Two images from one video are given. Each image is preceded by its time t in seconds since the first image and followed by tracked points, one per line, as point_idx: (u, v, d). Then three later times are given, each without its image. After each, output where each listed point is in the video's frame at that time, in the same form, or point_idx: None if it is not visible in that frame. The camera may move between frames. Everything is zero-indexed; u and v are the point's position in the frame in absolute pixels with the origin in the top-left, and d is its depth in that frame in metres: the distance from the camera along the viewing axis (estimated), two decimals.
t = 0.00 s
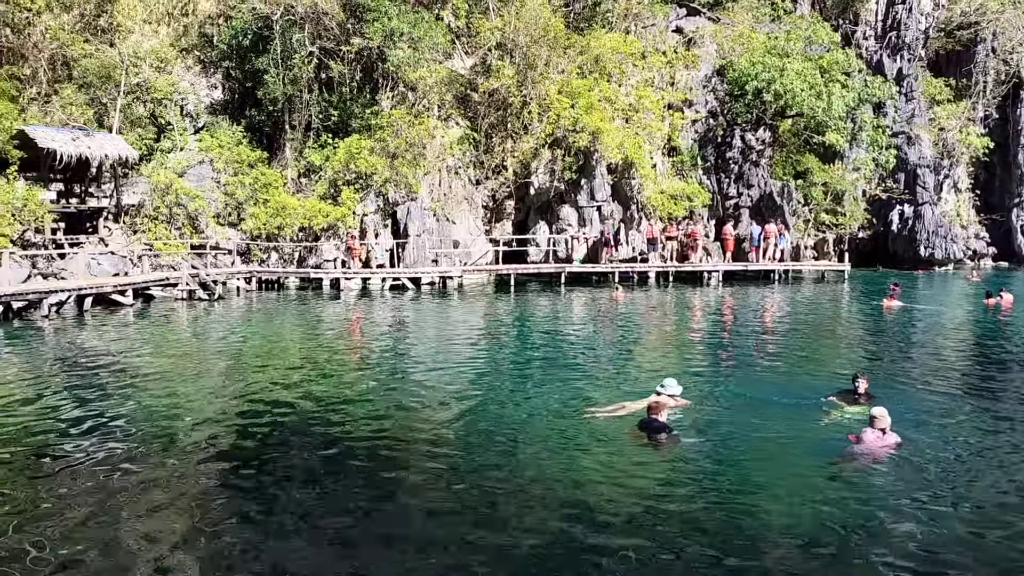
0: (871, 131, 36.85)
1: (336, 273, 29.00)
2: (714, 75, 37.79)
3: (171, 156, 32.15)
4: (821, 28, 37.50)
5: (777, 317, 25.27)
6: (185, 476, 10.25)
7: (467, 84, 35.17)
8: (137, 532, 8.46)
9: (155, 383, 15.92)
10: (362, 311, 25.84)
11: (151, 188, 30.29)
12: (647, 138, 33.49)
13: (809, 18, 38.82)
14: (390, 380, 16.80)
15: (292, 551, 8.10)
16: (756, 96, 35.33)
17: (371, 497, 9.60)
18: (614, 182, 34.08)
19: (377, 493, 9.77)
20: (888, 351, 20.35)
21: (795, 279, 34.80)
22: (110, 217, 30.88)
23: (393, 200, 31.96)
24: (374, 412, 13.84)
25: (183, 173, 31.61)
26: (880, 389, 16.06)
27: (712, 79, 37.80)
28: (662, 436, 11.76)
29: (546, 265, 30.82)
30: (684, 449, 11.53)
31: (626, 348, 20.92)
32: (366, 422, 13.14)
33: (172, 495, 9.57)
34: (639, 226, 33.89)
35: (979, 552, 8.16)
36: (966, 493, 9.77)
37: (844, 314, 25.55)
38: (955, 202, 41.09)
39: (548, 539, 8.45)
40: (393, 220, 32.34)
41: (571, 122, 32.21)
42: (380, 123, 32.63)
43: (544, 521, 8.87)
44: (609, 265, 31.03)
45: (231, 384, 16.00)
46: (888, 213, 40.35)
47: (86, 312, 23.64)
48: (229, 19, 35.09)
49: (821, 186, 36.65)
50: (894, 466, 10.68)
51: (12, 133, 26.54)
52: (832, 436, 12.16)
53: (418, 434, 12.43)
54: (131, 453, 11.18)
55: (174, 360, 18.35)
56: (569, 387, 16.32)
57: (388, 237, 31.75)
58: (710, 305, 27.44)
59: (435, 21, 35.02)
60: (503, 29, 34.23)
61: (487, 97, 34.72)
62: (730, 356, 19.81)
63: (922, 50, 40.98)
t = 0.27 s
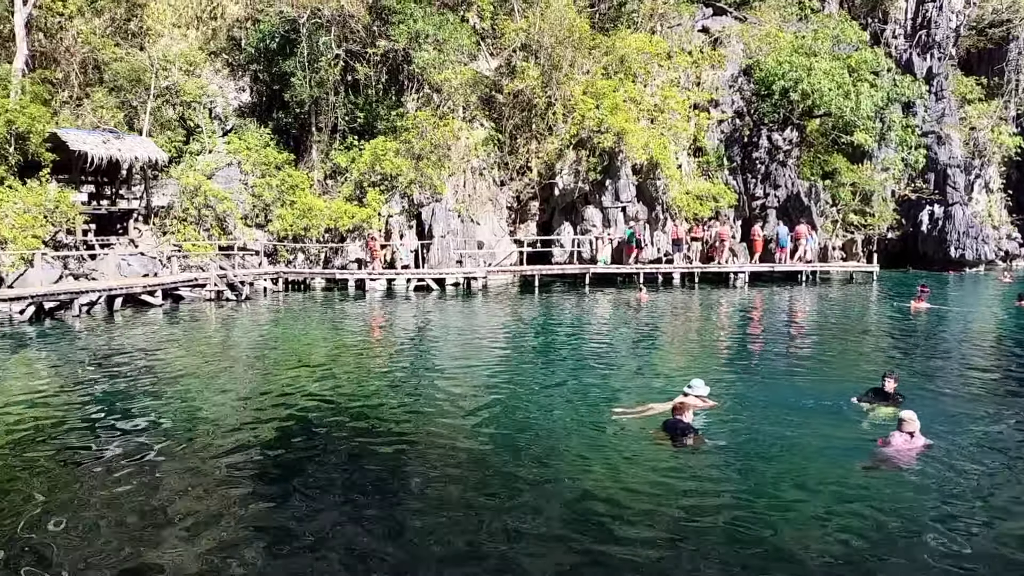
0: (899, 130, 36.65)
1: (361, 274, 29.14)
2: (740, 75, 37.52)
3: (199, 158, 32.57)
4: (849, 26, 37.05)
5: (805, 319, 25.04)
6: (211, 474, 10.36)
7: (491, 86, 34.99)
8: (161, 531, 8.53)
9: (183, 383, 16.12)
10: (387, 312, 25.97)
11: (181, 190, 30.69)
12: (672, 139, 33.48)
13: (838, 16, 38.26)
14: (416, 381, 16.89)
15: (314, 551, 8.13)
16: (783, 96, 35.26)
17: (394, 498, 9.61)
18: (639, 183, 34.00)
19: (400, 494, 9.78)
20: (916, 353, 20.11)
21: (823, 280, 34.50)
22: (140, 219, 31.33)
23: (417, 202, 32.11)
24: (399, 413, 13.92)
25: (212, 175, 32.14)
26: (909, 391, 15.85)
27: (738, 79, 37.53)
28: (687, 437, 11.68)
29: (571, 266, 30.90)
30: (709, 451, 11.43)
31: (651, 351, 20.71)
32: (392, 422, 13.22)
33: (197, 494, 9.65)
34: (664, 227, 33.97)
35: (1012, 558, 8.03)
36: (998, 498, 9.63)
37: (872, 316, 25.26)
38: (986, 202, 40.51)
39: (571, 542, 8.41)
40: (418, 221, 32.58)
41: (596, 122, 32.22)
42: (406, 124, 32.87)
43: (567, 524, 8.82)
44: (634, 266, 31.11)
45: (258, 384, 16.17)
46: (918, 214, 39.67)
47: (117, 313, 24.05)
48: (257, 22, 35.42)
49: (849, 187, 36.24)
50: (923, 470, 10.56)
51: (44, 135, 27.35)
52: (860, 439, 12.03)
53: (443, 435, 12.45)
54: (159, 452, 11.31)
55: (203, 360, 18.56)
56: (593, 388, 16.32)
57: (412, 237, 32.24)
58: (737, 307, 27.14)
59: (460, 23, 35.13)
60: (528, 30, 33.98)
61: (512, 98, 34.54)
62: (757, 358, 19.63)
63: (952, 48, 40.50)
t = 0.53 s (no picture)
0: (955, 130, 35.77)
1: (405, 274, 29.29)
2: (789, 73, 36.92)
3: (249, 160, 33.12)
4: (901, 23, 36.27)
5: (854, 321, 24.55)
6: (256, 469, 10.60)
7: (536, 86, 35.21)
8: (204, 522, 8.79)
9: (232, 380, 16.46)
10: (430, 312, 26.24)
11: (231, 192, 31.25)
12: (718, 138, 33.16)
13: (889, 13, 37.44)
14: (458, 381, 17.00)
15: (353, 545, 8.30)
16: (833, 95, 34.59)
17: (433, 495, 9.75)
18: (684, 184, 33.64)
19: (439, 490, 9.91)
20: (972, 358, 19.41)
21: (873, 282, 33.84)
22: (192, 220, 32.14)
23: (461, 203, 32.39)
24: (440, 412, 14.01)
25: (261, 178, 32.50)
26: (962, 397, 15.39)
27: (787, 78, 36.96)
28: (732, 443, 11.52)
29: (615, 268, 30.53)
30: (750, 454, 11.34)
31: (695, 352, 20.55)
32: (434, 422, 13.31)
33: (240, 487, 9.90)
34: (710, 227, 33.71)
35: None
36: None
37: (925, 319, 24.59)
38: None
39: (606, 541, 8.44)
40: (462, 221, 32.62)
41: (641, 122, 32.07)
42: (451, 125, 33.13)
43: (603, 523, 8.85)
44: (679, 267, 30.96)
45: (304, 382, 16.43)
46: (974, 214, 38.80)
47: (168, 312, 24.52)
48: (305, 25, 35.83)
49: (901, 187, 35.31)
50: (976, 477, 10.29)
51: (99, 138, 28.49)
52: (909, 445, 11.77)
53: (483, 433, 12.56)
54: (205, 446, 11.62)
55: (251, 358, 18.96)
56: (636, 390, 16.23)
57: (456, 238, 31.80)
58: (784, 309, 26.70)
59: (505, 24, 35.21)
60: (573, 30, 34.39)
61: (557, 98, 34.65)
62: (804, 362, 19.22)
63: (1010, 44, 39.32)
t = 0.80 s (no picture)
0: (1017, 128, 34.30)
1: (454, 275, 29.50)
2: (844, 71, 36.20)
3: (302, 163, 33.61)
4: (961, 19, 35.31)
5: (910, 325, 23.93)
6: (307, 463, 10.82)
7: (586, 87, 35.20)
8: (249, 512, 8.98)
9: (285, 379, 16.82)
10: (477, 312, 26.44)
11: (284, 194, 31.84)
12: (771, 137, 32.67)
13: (949, 9, 36.49)
14: (506, 381, 17.11)
15: (395, 534, 8.40)
16: (889, 93, 34.10)
17: (475, 490, 9.80)
18: (736, 184, 33.23)
19: (482, 485, 9.97)
20: None
21: (932, 284, 33.00)
22: (246, 221, 32.92)
23: (510, 204, 32.60)
24: (487, 412, 14.12)
25: (312, 180, 32.75)
26: None
27: (842, 75, 36.24)
28: (784, 446, 11.35)
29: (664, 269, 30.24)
30: (798, 456, 11.15)
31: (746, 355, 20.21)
32: (481, 421, 13.41)
33: (291, 479, 10.11)
34: (762, 228, 33.14)
35: None
36: None
37: (985, 323, 23.87)
38: None
39: (648, 538, 8.39)
40: (509, 223, 32.74)
41: (692, 122, 31.80)
42: (500, 127, 33.25)
43: (648, 521, 8.82)
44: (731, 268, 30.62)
45: (355, 382, 16.71)
46: None
47: (222, 311, 25.09)
48: (357, 29, 36.32)
49: (961, 187, 34.25)
50: None
51: (158, 141, 29.41)
52: (966, 450, 11.46)
53: (528, 433, 12.59)
54: (256, 442, 11.90)
55: (301, 358, 19.30)
56: (684, 392, 16.16)
57: (504, 240, 32.25)
58: (837, 312, 26.22)
59: (554, 25, 35.23)
60: (622, 30, 34.20)
61: (606, 99, 34.79)
62: (859, 366, 18.70)
63: None
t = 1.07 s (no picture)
0: None
1: (507, 275, 29.60)
2: (908, 68, 35.33)
3: (358, 164, 33.97)
4: None
5: (976, 328, 23.13)
6: (360, 458, 10.99)
7: (640, 86, 34.96)
8: (300, 504, 9.14)
9: (340, 377, 17.11)
10: (529, 312, 26.49)
11: (341, 195, 32.30)
12: (831, 137, 31.94)
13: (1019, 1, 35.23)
14: (557, 382, 17.11)
15: (446, 529, 8.48)
16: (955, 90, 32.97)
17: (524, 487, 9.86)
18: (794, 183, 32.58)
19: (532, 485, 9.97)
20: None
21: (1000, 286, 31.89)
22: (303, 222, 33.35)
23: (563, 204, 32.60)
24: (537, 412, 14.14)
25: (368, 181, 33.13)
26: None
27: (905, 72, 35.37)
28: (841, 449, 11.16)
29: (719, 269, 30.03)
30: (855, 461, 10.88)
31: (803, 356, 20.01)
32: (531, 421, 13.44)
33: (343, 473, 10.29)
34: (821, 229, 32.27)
35: None
36: None
37: None
38: None
39: (700, 539, 8.29)
40: (562, 223, 32.77)
41: (748, 121, 31.41)
42: (553, 128, 33.53)
43: (697, 521, 8.74)
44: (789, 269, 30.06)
45: (408, 381, 16.91)
46: None
47: (280, 310, 25.63)
48: (412, 32, 36.63)
49: None
50: None
51: (220, 144, 30.19)
52: None
53: (579, 433, 12.54)
54: (310, 437, 12.14)
55: (356, 356, 19.59)
56: (738, 394, 15.96)
57: (558, 240, 32.11)
58: (900, 314, 25.53)
59: (609, 25, 35.05)
60: (678, 28, 33.68)
61: (661, 98, 34.43)
62: (921, 370, 18.16)
63: None
